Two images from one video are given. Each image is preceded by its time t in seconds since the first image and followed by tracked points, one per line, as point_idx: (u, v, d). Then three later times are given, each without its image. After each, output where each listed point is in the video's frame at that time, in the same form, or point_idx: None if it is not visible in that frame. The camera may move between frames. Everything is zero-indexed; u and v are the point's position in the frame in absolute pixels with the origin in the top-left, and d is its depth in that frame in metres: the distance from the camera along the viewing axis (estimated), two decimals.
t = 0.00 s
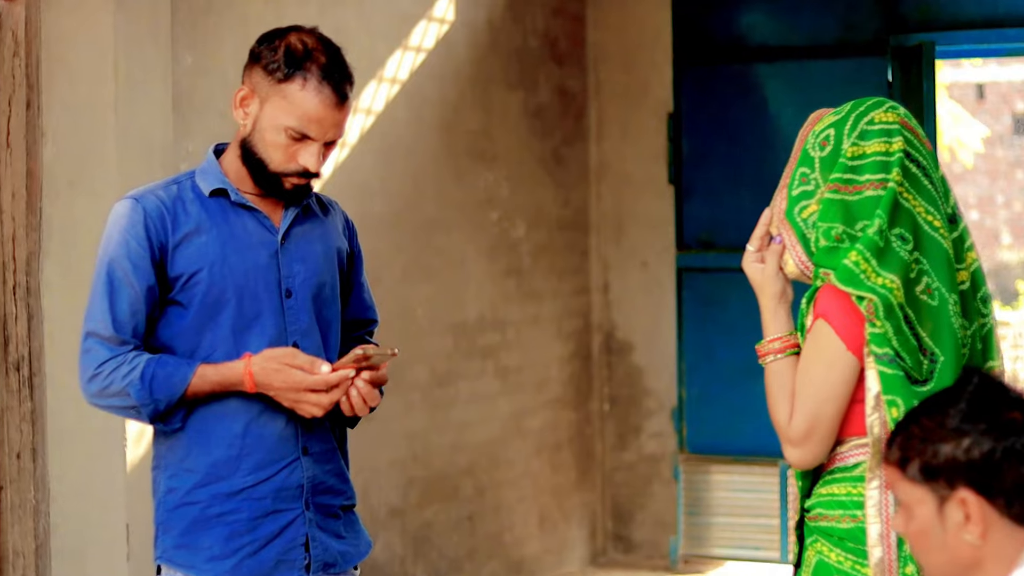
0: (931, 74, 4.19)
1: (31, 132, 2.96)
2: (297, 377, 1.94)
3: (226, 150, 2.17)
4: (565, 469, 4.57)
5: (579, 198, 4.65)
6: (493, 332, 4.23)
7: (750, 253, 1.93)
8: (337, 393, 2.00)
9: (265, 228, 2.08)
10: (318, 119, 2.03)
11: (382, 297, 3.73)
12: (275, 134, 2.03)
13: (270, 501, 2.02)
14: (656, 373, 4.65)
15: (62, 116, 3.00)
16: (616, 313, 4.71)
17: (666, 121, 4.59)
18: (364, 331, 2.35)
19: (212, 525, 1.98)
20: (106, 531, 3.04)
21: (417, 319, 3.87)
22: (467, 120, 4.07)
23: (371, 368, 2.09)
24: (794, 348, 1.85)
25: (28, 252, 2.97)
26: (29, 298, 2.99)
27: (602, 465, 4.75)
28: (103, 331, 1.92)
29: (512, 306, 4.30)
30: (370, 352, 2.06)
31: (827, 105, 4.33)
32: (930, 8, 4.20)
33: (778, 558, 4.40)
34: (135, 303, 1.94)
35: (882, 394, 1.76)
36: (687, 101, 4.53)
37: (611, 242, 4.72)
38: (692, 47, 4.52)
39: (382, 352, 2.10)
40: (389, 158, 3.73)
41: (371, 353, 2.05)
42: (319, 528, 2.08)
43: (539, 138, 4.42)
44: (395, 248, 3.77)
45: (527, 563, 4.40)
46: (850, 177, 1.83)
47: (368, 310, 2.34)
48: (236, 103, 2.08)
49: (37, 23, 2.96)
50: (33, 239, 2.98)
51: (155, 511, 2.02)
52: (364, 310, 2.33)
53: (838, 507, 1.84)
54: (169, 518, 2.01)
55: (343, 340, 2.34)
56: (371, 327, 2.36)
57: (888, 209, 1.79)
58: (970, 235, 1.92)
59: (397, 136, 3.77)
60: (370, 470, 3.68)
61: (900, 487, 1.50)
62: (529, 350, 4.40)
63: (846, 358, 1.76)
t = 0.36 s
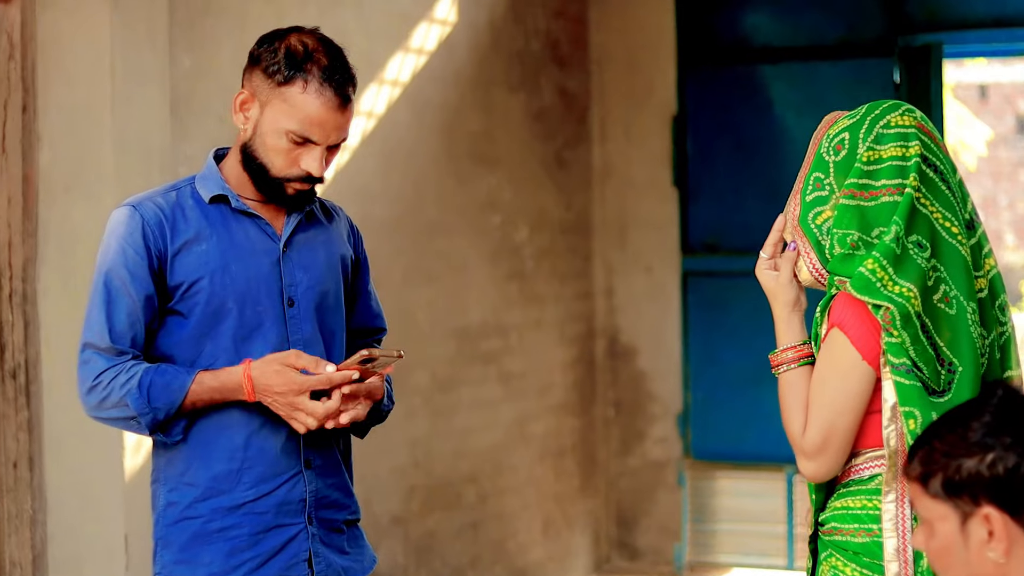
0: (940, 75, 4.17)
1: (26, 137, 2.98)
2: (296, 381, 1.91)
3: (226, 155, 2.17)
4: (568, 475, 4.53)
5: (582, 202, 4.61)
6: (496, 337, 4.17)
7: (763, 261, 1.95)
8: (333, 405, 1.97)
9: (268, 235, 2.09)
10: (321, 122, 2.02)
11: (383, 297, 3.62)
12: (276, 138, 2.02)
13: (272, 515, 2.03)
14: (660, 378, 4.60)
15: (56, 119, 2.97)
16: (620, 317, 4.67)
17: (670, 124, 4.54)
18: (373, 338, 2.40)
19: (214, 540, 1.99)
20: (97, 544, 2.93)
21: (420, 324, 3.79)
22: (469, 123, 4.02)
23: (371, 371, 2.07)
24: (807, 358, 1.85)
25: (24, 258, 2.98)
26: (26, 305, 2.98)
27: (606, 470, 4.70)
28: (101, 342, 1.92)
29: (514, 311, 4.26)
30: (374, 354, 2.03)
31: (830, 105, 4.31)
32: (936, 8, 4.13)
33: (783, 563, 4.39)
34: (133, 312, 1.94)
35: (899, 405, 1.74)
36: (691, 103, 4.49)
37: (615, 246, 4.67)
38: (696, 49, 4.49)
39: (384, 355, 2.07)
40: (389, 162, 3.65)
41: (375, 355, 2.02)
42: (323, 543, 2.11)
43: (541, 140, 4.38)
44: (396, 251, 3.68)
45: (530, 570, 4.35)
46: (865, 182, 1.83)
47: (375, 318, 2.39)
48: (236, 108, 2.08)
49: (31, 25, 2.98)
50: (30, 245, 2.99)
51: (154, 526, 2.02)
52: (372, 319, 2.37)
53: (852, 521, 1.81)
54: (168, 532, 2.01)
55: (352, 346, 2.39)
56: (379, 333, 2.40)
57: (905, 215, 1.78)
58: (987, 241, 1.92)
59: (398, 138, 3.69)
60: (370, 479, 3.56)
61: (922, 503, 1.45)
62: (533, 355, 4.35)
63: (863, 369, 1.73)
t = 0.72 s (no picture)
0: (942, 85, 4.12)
1: (24, 143, 2.98)
2: (285, 383, 1.90)
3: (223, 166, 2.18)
4: (567, 483, 4.53)
5: (582, 209, 4.61)
6: (495, 345, 4.17)
7: (761, 274, 1.96)
8: (324, 408, 1.95)
9: (263, 244, 2.10)
10: (311, 130, 2.03)
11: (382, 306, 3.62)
12: (268, 148, 2.03)
13: (267, 527, 2.03)
14: (659, 386, 4.59)
15: (55, 126, 2.97)
16: (620, 325, 4.65)
17: (670, 132, 4.54)
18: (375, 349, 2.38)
19: (208, 551, 1.99)
20: (93, 549, 2.92)
21: (420, 332, 3.78)
22: (469, 130, 4.02)
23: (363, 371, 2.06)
24: (805, 371, 1.85)
25: (22, 265, 2.98)
26: (23, 312, 2.98)
27: (605, 478, 4.69)
28: (94, 353, 1.92)
29: (514, 318, 4.25)
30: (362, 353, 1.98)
31: (829, 114, 4.30)
32: (938, 16, 4.12)
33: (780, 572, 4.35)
34: (126, 324, 1.94)
35: (897, 419, 1.74)
36: (692, 111, 4.48)
37: (615, 254, 4.67)
38: (697, 57, 4.48)
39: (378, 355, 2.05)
40: (389, 170, 3.65)
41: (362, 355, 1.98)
42: (319, 555, 2.10)
43: (541, 147, 4.37)
44: (397, 259, 3.68)
45: None
46: (864, 195, 1.83)
47: (376, 328, 2.38)
48: (228, 118, 2.10)
49: (29, 31, 2.98)
50: (27, 251, 2.99)
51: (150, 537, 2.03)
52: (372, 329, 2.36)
53: (849, 534, 1.81)
54: (163, 544, 2.01)
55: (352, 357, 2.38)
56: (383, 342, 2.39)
57: (904, 228, 1.78)
58: (986, 255, 1.92)
59: (398, 145, 3.68)
60: (368, 486, 3.56)
61: (919, 519, 1.45)
62: (532, 362, 4.35)
63: (861, 384, 1.74)
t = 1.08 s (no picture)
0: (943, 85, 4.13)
1: (24, 143, 2.99)
2: (280, 395, 1.90)
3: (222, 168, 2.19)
4: (567, 483, 4.53)
5: (582, 210, 4.61)
6: (495, 346, 4.17)
7: (760, 277, 1.96)
8: (323, 415, 1.94)
9: (261, 246, 2.11)
10: (303, 129, 2.04)
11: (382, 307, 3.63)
12: (261, 149, 2.05)
13: (266, 528, 2.03)
14: (658, 387, 4.59)
15: (55, 127, 2.97)
16: (619, 326, 4.66)
17: (670, 133, 4.55)
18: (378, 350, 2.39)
19: (207, 552, 2.00)
20: (93, 549, 2.93)
21: (420, 333, 3.79)
22: (470, 131, 4.02)
23: (369, 355, 2.07)
24: (802, 374, 1.85)
25: (21, 265, 2.98)
26: (22, 312, 2.99)
27: (605, 479, 4.69)
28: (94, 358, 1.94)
29: (514, 319, 4.26)
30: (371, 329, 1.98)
31: (829, 115, 4.31)
32: (938, 17, 4.11)
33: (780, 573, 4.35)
34: (126, 327, 1.95)
35: (895, 422, 1.75)
36: (692, 113, 4.49)
37: (614, 255, 4.67)
38: (697, 58, 4.49)
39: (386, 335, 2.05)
40: (389, 171, 3.65)
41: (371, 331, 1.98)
42: (318, 556, 2.10)
43: (542, 148, 4.37)
44: (396, 260, 3.69)
45: None
46: (864, 198, 1.83)
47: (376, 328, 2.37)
48: (222, 122, 2.12)
49: (29, 32, 2.98)
50: (27, 252, 2.99)
51: (149, 539, 2.03)
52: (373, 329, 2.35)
53: (846, 537, 1.82)
54: (162, 545, 2.02)
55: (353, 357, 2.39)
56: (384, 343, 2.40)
57: (902, 231, 1.79)
58: (985, 258, 1.92)
59: (398, 146, 3.69)
60: (368, 487, 3.57)
61: (914, 522, 1.45)
62: (532, 364, 4.35)
63: (858, 386, 1.75)
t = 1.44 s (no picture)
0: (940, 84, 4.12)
1: (22, 143, 2.98)
2: (231, 486, 1.83)
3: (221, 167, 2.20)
4: (565, 483, 4.54)
5: (580, 209, 4.61)
6: (494, 345, 4.17)
7: (759, 274, 1.97)
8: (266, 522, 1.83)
9: (262, 244, 2.11)
10: (303, 124, 2.05)
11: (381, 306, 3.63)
12: (261, 145, 2.05)
13: (267, 526, 2.05)
14: (657, 386, 4.59)
15: (53, 126, 2.97)
16: (618, 326, 4.66)
17: (668, 132, 4.55)
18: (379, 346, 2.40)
19: (208, 551, 2.00)
20: (92, 549, 2.93)
21: (419, 333, 3.79)
22: (468, 130, 4.02)
23: (376, 347, 2.09)
24: (801, 372, 1.85)
25: (19, 264, 2.97)
26: (20, 311, 2.98)
27: (604, 479, 4.69)
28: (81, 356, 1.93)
29: (512, 319, 4.26)
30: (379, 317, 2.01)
31: (827, 113, 4.30)
32: (936, 16, 4.11)
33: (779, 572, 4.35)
34: (118, 328, 1.95)
35: (893, 420, 1.75)
36: (690, 112, 4.49)
37: (613, 254, 4.67)
38: (695, 58, 4.49)
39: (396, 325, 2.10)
40: (388, 170, 3.65)
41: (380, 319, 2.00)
42: (319, 554, 2.11)
43: (540, 148, 4.37)
44: (395, 260, 3.69)
45: None
46: (862, 196, 1.84)
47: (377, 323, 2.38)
48: (221, 121, 2.12)
49: (27, 31, 2.98)
50: (25, 251, 2.98)
51: (151, 538, 2.04)
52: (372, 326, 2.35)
53: (844, 535, 1.82)
54: (163, 544, 2.02)
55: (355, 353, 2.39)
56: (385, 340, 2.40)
57: (900, 229, 1.79)
58: (983, 256, 1.92)
59: (396, 145, 3.68)
60: (367, 486, 3.57)
61: (912, 520, 1.44)
62: (530, 363, 4.35)
63: (857, 384, 1.75)
